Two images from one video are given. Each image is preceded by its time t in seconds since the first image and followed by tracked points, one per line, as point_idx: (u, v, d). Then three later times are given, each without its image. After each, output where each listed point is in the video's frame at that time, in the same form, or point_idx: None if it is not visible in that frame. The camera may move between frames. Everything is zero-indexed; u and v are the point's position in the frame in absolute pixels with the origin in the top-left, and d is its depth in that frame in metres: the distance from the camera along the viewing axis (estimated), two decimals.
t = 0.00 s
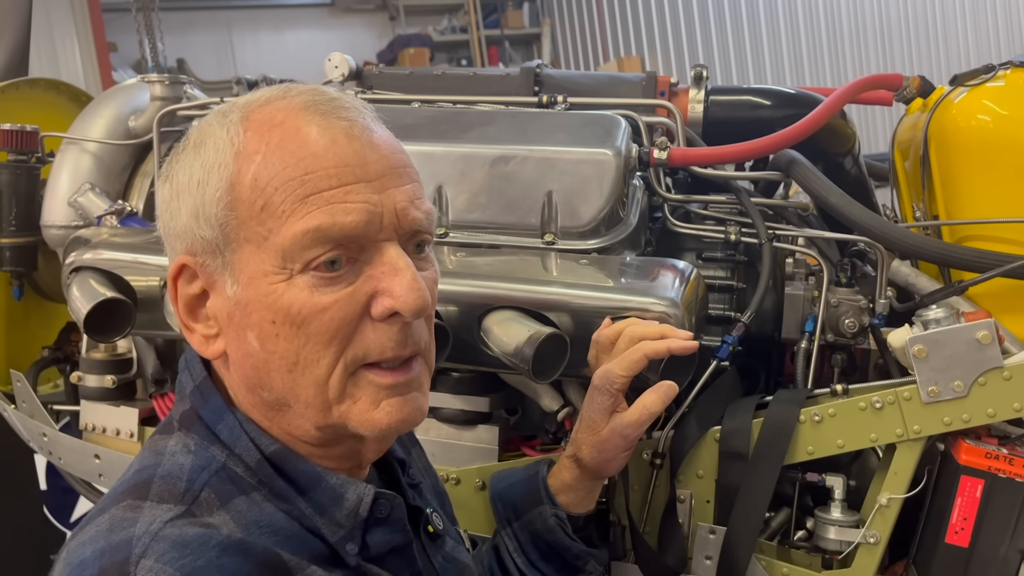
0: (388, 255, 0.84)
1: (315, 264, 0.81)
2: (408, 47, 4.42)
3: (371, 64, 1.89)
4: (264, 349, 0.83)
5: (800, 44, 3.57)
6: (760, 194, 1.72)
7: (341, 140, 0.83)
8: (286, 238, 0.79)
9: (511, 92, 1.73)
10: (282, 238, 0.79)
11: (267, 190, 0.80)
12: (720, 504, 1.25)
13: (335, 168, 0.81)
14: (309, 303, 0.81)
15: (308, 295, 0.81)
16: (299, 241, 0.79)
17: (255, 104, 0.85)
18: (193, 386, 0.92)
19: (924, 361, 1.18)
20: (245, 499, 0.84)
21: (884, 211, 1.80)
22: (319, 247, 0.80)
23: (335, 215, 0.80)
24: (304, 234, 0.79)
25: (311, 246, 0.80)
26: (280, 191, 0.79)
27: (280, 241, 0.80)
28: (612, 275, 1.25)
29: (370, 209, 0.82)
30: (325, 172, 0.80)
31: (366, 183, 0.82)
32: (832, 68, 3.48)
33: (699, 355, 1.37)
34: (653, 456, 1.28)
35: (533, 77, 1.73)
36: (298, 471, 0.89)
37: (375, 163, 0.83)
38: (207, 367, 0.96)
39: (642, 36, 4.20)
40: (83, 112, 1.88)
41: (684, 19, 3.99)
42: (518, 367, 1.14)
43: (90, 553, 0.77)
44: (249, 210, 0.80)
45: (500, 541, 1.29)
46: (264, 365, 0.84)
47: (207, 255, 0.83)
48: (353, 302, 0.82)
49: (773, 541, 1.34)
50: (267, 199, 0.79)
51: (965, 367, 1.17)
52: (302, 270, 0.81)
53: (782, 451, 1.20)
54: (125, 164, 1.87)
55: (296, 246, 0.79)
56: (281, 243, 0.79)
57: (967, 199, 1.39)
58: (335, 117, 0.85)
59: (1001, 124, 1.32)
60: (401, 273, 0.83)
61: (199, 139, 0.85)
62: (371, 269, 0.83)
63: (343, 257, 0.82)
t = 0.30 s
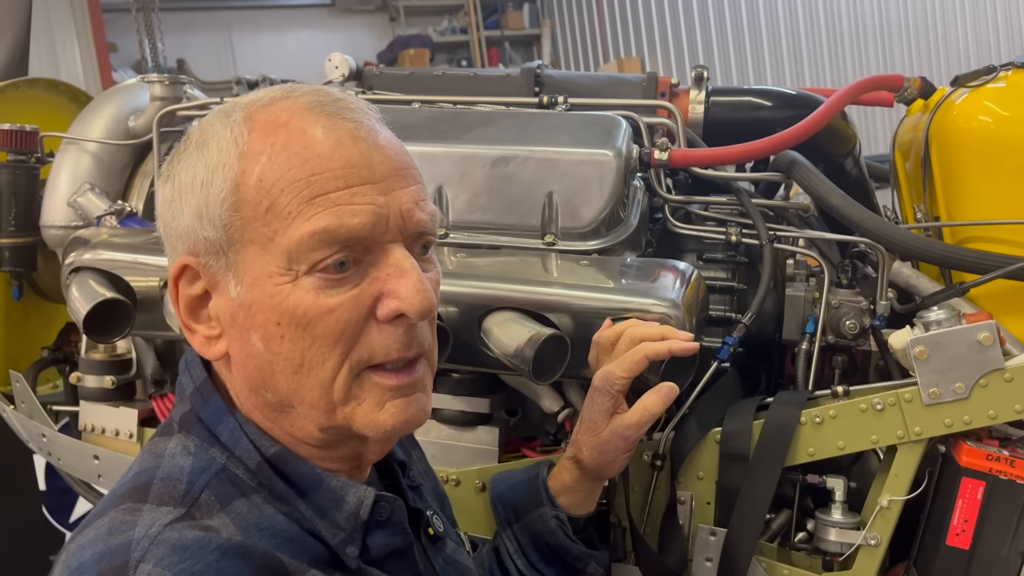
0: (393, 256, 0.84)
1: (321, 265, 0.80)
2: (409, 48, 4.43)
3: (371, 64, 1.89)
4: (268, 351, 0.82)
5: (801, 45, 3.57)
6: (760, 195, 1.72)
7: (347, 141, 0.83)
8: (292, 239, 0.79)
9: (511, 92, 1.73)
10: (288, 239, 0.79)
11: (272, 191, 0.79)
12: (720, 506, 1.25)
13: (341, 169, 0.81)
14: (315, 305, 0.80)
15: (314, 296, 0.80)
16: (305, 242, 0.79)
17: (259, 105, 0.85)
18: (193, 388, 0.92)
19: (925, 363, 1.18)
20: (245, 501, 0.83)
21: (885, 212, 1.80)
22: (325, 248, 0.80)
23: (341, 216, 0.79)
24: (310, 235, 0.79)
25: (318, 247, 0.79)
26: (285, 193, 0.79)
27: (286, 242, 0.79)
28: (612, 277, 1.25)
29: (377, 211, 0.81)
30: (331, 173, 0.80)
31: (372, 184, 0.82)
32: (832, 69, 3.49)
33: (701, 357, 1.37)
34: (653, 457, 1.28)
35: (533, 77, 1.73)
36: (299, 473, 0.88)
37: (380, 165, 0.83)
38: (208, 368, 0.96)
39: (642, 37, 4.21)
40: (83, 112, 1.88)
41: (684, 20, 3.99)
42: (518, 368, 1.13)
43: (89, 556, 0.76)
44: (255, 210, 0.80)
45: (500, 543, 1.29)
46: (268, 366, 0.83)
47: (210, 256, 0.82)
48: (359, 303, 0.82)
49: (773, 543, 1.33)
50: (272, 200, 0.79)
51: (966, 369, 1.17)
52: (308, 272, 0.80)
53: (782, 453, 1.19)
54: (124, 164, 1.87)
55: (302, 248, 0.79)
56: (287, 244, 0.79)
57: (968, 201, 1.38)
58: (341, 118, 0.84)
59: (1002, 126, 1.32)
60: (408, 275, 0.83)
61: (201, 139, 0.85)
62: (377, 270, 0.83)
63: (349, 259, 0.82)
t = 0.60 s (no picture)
0: (448, 254, 0.87)
1: (399, 264, 0.81)
2: (408, 50, 4.43)
3: (370, 65, 1.89)
4: (338, 350, 0.81)
5: (800, 48, 3.57)
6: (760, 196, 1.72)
7: (411, 143, 0.84)
8: (377, 238, 0.79)
9: (511, 93, 1.72)
10: (373, 238, 0.78)
11: (355, 191, 0.78)
12: (720, 508, 1.24)
13: (412, 170, 0.81)
14: (395, 302, 0.81)
15: (393, 294, 0.81)
16: (393, 240, 0.79)
17: (305, 102, 0.81)
18: (189, 391, 0.91)
19: (926, 364, 1.18)
20: (241, 506, 0.83)
21: (885, 214, 1.80)
22: (408, 247, 0.81)
23: (422, 216, 0.81)
24: (398, 234, 0.79)
25: (401, 246, 0.80)
26: (371, 191, 0.78)
27: (370, 241, 0.78)
28: (612, 278, 1.24)
29: (442, 212, 0.84)
30: (409, 174, 0.81)
31: (436, 185, 0.84)
32: (831, 72, 3.49)
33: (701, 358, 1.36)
34: (653, 459, 1.27)
35: (533, 78, 1.72)
36: (295, 477, 0.87)
37: (434, 167, 0.85)
38: (203, 371, 0.94)
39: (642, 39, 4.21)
40: (82, 112, 1.87)
41: (684, 22, 3.99)
42: (517, 369, 1.13)
43: (82, 564, 0.76)
44: (336, 210, 0.77)
45: (500, 546, 1.28)
46: (334, 366, 0.81)
47: (270, 257, 0.77)
48: (426, 300, 0.84)
49: (773, 545, 1.33)
50: (357, 198, 0.78)
51: (967, 371, 1.17)
52: (386, 271, 0.80)
53: (782, 455, 1.19)
54: (123, 165, 1.86)
55: (389, 246, 0.79)
56: (373, 244, 0.78)
57: (969, 202, 1.38)
58: (396, 120, 0.85)
59: (1003, 127, 1.31)
60: (467, 271, 0.89)
61: (247, 132, 0.77)
62: (436, 268, 0.86)
63: (417, 259, 0.83)
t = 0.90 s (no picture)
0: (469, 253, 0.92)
1: (439, 261, 0.85)
2: (408, 51, 4.43)
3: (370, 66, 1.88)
4: (389, 345, 0.83)
5: (800, 50, 3.57)
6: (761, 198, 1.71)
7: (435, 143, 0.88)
8: (427, 235, 0.82)
9: (511, 94, 1.72)
10: (421, 235, 0.82)
11: (405, 189, 0.81)
12: (720, 511, 1.24)
13: (446, 171, 0.85)
14: (439, 297, 0.85)
15: (436, 289, 0.85)
16: (439, 237, 0.83)
17: (338, 104, 0.83)
18: (192, 395, 0.89)
19: (927, 367, 1.17)
20: (248, 512, 0.82)
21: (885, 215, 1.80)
22: (448, 244, 0.85)
23: (459, 214, 0.86)
24: (443, 231, 0.83)
25: (445, 242, 0.84)
26: (420, 190, 0.81)
27: (418, 238, 0.82)
28: (612, 279, 1.24)
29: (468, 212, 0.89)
30: (445, 175, 0.85)
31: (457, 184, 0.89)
32: (831, 75, 3.49)
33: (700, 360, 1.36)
34: (653, 461, 1.27)
35: (534, 79, 1.72)
36: (302, 483, 0.86)
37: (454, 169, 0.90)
38: (206, 374, 0.92)
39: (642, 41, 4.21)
40: (81, 112, 1.87)
41: (683, 25, 4.00)
42: (517, 371, 1.12)
43: (89, 572, 0.75)
44: (390, 207, 0.80)
45: (499, 547, 1.27)
46: (382, 361, 0.84)
47: (326, 257, 0.77)
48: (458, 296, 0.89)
49: (773, 547, 1.33)
50: (408, 197, 0.81)
51: (968, 373, 1.17)
52: (430, 266, 0.84)
53: (783, 458, 1.19)
54: (122, 166, 1.86)
55: (435, 242, 0.83)
56: (422, 240, 0.82)
57: (970, 204, 1.38)
58: (415, 121, 0.88)
59: (1004, 129, 1.31)
60: (485, 265, 0.94)
61: (299, 133, 0.77)
62: (461, 265, 0.90)
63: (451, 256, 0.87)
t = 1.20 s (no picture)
0: (411, 253, 0.82)
1: (341, 261, 0.78)
2: (408, 52, 4.43)
3: (369, 66, 1.88)
4: (281, 347, 0.80)
5: (799, 50, 3.57)
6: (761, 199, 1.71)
7: (369, 136, 0.81)
8: (308, 232, 0.77)
9: (511, 94, 1.72)
10: (304, 232, 0.76)
11: (291, 183, 0.77)
12: (720, 512, 1.24)
13: (360, 163, 0.78)
14: (332, 302, 0.78)
15: (332, 292, 0.78)
16: (323, 235, 0.76)
17: (273, 99, 0.83)
18: (193, 393, 0.90)
19: (927, 368, 1.17)
20: (248, 510, 0.82)
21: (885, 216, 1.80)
22: (342, 243, 0.77)
23: (361, 210, 0.77)
24: (328, 227, 0.76)
25: (337, 240, 0.77)
26: (304, 184, 0.76)
27: (303, 235, 0.77)
28: (611, 280, 1.24)
29: (397, 207, 0.80)
30: (355, 167, 0.78)
31: (392, 180, 0.80)
32: (831, 77, 3.49)
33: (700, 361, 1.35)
34: (652, 462, 1.26)
35: (533, 79, 1.71)
36: (303, 482, 0.87)
37: (401, 160, 0.81)
38: (207, 372, 0.94)
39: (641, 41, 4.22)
40: (80, 112, 1.86)
41: (684, 26, 4.00)
42: (516, 372, 1.12)
43: (90, 569, 0.74)
44: (271, 203, 0.77)
45: (497, 547, 1.27)
46: (278, 365, 0.81)
47: (221, 249, 0.79)
48: (376, 302, 0.79)
49: (773, 548, 1.33)
50: (290, 191, 0.76)
51: (969, 374, 1.16)
52: (327, 266, 0.78)
53: (782, 458, 1.19)
54: (121, 166, 1.85)
55: (321, 241, 0.76)
56: (303, 238, 0.76)
57: (969, 204, 1.38)
58: (360, 113, 0.83)
59: (1004, 129, 1.31)
60: (426, 273, 0.81)
61: (214, 132, 0.81)
62: (394, 267, 0.81)
63: (365, 256, 0.79)
